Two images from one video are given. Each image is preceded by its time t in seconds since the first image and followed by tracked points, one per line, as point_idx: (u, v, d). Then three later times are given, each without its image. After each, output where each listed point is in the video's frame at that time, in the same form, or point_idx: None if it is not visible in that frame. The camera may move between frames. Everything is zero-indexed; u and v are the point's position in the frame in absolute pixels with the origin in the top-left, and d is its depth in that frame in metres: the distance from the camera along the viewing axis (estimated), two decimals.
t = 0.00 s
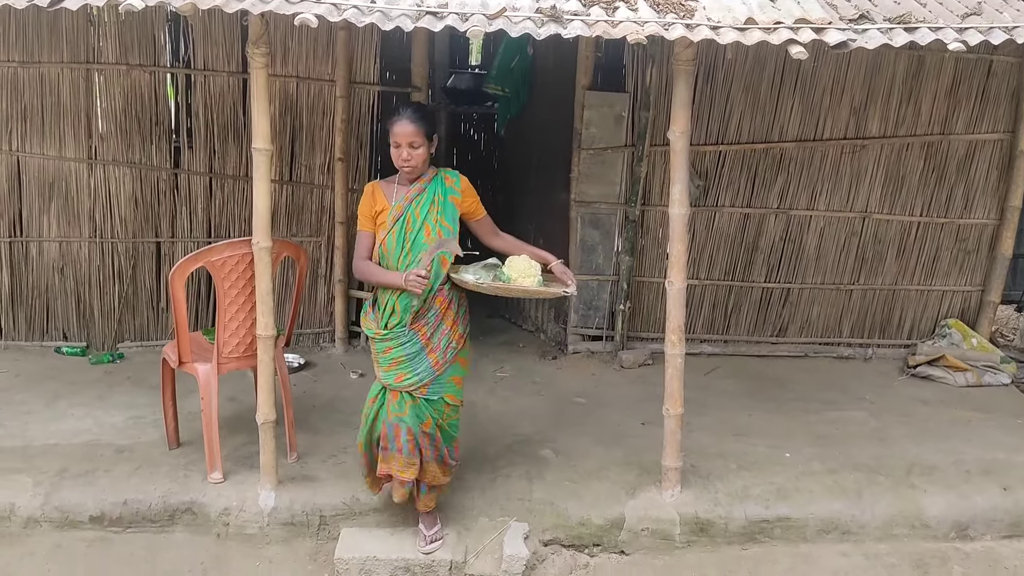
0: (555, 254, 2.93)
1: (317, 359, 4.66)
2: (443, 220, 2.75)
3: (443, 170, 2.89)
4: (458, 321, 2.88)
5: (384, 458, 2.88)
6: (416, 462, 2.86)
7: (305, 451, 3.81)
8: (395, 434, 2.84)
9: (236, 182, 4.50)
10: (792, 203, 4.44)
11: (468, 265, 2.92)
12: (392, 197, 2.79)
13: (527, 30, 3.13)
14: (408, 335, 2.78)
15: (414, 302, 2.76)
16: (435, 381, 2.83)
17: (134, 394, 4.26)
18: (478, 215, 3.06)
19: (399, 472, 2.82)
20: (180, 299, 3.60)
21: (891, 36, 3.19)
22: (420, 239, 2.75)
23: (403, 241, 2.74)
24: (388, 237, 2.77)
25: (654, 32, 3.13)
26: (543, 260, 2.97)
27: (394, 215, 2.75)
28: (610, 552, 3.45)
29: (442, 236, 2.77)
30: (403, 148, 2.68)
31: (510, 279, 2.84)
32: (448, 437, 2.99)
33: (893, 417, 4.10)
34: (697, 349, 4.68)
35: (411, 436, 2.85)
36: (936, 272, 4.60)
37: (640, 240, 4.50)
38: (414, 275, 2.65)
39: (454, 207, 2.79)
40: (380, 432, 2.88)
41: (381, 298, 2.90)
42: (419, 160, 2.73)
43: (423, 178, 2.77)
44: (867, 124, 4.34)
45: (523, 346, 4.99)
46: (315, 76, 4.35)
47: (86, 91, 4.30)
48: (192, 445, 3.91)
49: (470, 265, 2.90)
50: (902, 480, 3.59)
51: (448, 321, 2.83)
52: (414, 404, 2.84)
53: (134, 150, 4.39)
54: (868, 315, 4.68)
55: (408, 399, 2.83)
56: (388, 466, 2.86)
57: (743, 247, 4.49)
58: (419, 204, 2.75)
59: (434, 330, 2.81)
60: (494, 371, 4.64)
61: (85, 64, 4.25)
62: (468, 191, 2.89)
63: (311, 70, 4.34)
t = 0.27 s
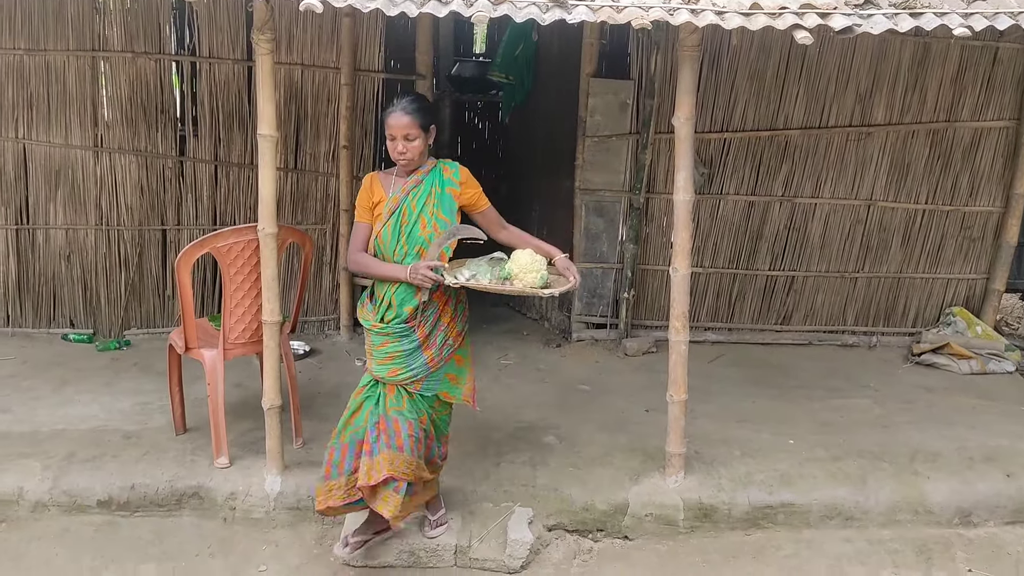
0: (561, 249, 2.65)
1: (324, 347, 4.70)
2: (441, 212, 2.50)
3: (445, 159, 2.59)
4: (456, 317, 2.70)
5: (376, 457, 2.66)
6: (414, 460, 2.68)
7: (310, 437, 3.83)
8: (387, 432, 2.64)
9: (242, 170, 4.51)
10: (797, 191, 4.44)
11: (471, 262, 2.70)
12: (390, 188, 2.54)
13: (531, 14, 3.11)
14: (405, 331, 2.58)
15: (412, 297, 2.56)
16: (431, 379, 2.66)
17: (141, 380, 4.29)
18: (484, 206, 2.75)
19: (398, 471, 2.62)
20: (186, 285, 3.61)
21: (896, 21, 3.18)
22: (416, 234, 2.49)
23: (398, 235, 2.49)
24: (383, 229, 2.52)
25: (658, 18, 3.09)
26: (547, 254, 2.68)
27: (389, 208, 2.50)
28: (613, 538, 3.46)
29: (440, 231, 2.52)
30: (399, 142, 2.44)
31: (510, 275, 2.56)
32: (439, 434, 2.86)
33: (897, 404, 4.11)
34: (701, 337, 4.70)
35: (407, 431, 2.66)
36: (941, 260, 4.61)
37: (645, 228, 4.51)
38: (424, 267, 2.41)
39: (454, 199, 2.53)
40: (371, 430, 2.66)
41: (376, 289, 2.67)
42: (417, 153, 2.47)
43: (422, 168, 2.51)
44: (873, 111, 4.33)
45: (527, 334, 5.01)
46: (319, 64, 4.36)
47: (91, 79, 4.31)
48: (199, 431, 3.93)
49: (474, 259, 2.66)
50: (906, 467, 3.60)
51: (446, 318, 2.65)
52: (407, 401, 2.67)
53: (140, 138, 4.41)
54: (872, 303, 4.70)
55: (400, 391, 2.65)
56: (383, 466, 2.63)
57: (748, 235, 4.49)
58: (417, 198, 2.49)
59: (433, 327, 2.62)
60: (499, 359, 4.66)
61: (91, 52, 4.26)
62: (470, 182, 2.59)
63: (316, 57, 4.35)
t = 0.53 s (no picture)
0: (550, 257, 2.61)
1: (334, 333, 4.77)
2: (425, 217, 2.46)
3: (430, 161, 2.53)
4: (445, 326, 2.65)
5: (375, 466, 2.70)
6: (411, 467, 2.71)
7: (321, 423, 3.85)
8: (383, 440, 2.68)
9: (252, 157, 4.53)
10: (807, 178, 4.44)
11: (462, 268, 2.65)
12: (375, 192, 2.49)
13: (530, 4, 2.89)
14: (390, 342, 2.55)
15: (396, 307, 2.52)
16: (421, 389, 2.64)
17: (153, 366, 4.32)
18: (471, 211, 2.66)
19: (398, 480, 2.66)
20: (197, 270, 3.63)
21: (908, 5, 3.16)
22: (399, 238, 2.45)
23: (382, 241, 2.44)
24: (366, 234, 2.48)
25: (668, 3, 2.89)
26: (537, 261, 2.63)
27: (375, 212, 2.45)
28: (623, 522, 3.48)
29: (425, 236, 2.48)
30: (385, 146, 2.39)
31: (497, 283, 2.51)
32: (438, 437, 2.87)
33: (907, 391, 4.11)
34: (711, 324, 4.71)
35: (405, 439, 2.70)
36: (951, 248, 4.62)
37: (654, 215, 4.52)
38: (408, 279, 2.37)
39: (439, 204, 2.48)
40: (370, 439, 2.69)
41: (361, 298, 2.62)
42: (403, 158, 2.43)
43: (407, 172, 2.46)
44: (884, 97, 4.32)
45: (536, 322, 5.04)
46: (329, 51, 4.36)
47: (102, 66, 4.32)
48: (211, 416, 3.96)
49: (465, 264, 2.62)
50: (915, 453, 3.61)
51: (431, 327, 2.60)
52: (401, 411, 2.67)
53: (150, 126, 4.42)
54: (882, 289, 4.71)
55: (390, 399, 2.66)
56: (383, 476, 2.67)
57: (757, 221, 4.50)
58: (401, 202, 2.44)
59: (419, 338, 2.58)
60: (509, 346, 4.68)
61: (101, 38, 4.27)
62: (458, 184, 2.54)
63: (326, 44, 4.34)
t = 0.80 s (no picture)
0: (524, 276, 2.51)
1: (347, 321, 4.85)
2: (394, 234, 2.35)
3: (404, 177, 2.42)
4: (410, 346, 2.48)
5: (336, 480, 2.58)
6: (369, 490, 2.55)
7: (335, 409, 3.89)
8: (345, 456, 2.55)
9: (265, 145, 4.55)
10: (819, 165, 4.43)
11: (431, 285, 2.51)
12: (344, 206, 2.39)
13: None
14: (355, 360, 2.42)
15: (361, 325, 2.38)
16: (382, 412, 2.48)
17: (169, 353, 4.37)
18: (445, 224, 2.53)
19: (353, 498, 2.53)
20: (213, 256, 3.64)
21: None
22: (367, 255, 2.33)
23: (349, 256, 2.33)
24: (334, 249, 2.37)
25: None
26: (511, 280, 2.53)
27: (343, 226, 2.34)
28: (635, 508, 3.50)
29: (394, 254, 2.36)
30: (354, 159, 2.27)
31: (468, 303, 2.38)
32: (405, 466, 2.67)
33: (918, 378, 4.11)
34: (722, 312, 4.72)
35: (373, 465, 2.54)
36: (964, 235, 4.61)
37: (666, 203, 4.51)
38: (375, 296, 2.27)
39: (410, 220, 2.37)
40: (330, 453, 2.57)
41: (329, 313, 2.50)
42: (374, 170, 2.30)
43: (378, 186, 2.36)
44: (897, 83, 4.31)
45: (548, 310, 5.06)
46: (341, 40, 4.36)
47: (116, 55, 4.35)
48: (226, 402, 4.00)
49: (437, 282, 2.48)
50: (926, 439, 3.61)
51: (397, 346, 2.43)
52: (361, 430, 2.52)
53: (164, 114, 4.45)
54: (894, 277, 4.71)
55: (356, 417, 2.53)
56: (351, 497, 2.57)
57: (770, 209, 4.50)
58: (372, 216, 2.32)
59: (384, 357, 2.43)
60: (520, 334, 4.72)
61: (115, 27, 4.29)
62: (431, 201, 2.43)
63: (338, 32, 4.35)
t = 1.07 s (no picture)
0: (518, 272, 2.31)
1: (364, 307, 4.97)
2: (380, 232, 2.18)
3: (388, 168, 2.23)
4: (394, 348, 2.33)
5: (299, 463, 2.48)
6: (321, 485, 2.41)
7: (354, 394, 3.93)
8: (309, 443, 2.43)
9: (284, 133, 4.58)
10: (838, 151, 4.42)
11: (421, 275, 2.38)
12: (327, 202, 2.20)
13: None
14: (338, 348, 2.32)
15: (347, 319, 2.27)
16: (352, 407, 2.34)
17: (190, 339, 4.42)
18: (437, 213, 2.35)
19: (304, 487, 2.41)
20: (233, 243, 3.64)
21: None
22: (352, 256, 2.18)
23: (333, 257, 2.18)
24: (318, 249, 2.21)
25: None
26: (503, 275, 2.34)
27: (325, 226, 2.17)
28: (652, 493, 3.52)
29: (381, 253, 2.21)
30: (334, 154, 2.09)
31: (459, 297, 2.27)
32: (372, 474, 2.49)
33: (937, 365, 4.10)
34: (739, 299, 4.72)
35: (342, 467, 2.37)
36: (984, 221, 4.58)
37: (683, 189, 4.52)
38: (362, 292, 2.13)
39: (396, 217, 2.20)
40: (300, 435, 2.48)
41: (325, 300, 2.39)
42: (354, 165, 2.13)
43: (362, 181, 2.16)
44: (918, 68, 4.28)
45: (565, 296, 5.08)
46: (359, 27, 4.38)
47: (136, 43, 4.38)
48: (246, 387, 4.04)
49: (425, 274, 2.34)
50: (945, 425, 3.60)
51: (384, 342, 2.31)
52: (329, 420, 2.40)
53: (183, 102, 4.48)
54: (913, 264, 4.68)
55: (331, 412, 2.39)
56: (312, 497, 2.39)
57: (788, 195, 4.50)
58: (355, 215, 2.16)
59: (367, 354, 2.30)
60: (537, 320, 4.74)
61: (135, 15, 4.32)
62: (419, 194, 2.25)
63: (355, 19, 4.37)
